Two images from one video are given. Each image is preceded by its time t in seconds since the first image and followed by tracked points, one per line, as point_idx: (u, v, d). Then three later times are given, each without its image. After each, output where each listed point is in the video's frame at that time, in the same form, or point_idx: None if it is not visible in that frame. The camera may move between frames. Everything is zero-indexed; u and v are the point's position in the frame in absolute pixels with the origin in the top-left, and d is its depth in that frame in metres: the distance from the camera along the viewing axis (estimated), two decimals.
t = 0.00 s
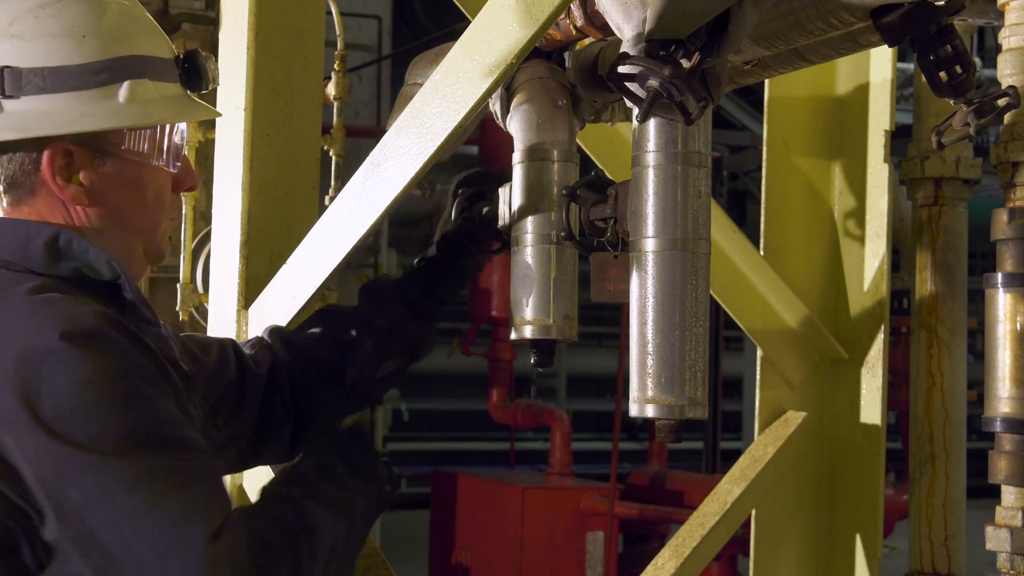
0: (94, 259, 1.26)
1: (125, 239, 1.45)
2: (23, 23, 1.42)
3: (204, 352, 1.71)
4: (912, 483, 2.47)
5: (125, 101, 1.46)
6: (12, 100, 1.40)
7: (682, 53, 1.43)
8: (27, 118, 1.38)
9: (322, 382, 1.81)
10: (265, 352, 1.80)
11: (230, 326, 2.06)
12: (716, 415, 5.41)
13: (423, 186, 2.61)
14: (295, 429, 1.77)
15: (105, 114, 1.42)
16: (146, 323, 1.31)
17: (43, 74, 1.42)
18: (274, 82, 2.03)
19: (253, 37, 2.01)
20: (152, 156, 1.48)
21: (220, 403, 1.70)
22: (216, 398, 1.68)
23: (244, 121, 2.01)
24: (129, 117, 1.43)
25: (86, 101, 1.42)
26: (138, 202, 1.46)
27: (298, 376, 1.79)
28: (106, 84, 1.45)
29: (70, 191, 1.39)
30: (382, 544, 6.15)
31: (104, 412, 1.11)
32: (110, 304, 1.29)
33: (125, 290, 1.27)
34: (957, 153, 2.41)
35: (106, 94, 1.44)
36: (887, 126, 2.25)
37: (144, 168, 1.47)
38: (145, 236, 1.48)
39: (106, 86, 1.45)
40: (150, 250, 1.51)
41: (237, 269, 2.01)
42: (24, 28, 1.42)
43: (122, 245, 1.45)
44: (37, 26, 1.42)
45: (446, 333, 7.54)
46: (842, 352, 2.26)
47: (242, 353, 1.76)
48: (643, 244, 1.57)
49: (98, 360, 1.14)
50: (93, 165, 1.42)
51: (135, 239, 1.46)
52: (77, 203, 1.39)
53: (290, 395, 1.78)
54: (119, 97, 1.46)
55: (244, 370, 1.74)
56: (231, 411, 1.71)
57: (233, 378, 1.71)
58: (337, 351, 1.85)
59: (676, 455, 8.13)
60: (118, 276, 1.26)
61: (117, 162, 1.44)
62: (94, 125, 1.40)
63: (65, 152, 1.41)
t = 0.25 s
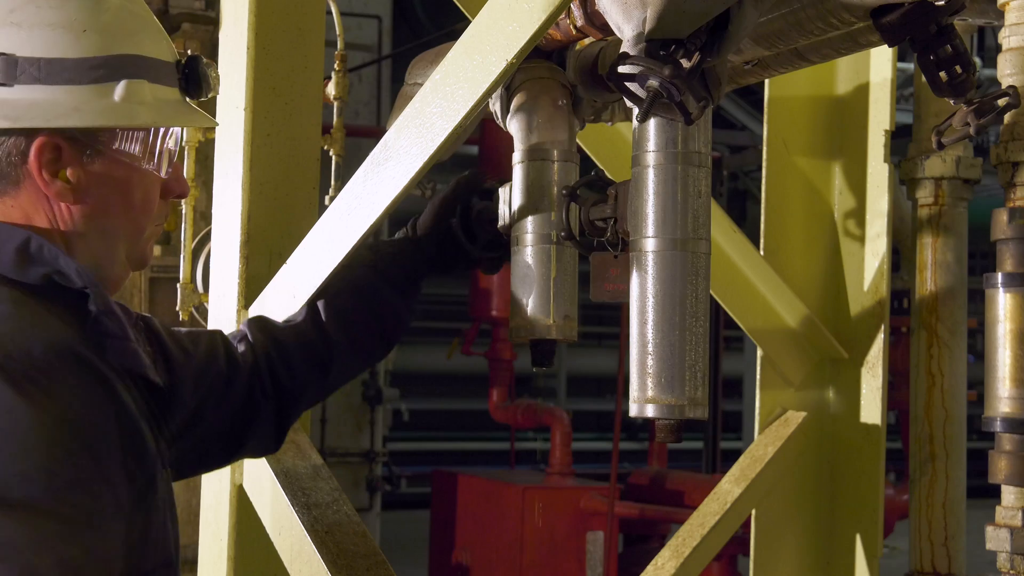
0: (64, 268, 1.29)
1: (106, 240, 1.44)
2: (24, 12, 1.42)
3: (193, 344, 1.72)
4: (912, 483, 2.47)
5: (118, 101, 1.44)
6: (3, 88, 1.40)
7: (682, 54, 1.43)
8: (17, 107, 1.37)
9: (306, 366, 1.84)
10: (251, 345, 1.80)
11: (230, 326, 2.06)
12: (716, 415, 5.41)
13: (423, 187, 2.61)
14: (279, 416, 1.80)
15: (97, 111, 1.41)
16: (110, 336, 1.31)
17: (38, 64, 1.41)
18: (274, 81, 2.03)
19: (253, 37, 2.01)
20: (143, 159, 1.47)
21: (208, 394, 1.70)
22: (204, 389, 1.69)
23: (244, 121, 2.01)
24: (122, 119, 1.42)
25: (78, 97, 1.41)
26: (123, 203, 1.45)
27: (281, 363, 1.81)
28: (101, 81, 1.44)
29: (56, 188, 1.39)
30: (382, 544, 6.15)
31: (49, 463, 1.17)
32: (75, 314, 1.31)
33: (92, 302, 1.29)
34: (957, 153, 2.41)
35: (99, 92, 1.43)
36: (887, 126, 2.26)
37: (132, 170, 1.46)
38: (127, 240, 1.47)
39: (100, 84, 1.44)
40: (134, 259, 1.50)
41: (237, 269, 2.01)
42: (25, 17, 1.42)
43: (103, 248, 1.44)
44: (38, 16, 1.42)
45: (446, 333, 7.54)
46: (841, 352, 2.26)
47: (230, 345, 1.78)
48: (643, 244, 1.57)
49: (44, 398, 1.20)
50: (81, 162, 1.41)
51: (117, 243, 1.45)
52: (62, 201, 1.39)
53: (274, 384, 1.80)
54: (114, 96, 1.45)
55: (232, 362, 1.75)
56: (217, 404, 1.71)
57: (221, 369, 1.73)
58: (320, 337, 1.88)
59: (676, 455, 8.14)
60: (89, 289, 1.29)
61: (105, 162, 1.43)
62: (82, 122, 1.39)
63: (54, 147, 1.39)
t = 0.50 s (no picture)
0: (35, 277, 1.27)
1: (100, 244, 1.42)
2: (26, 10, 1.42)
3: (185, 349, 1.73)
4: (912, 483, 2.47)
5: (117, 106, 1.45)
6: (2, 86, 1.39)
7: (682, 54, 1.43)
8: (16, 107, 1.37)
9: (304, 368, 1.83)
10: (246, 352, 1.80)
11: (229, 326, 2.06)
12: (716, 415, 5.41)
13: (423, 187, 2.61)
14: (272, 423, 1.78)
15: (95, 115, 1.42)
16: (71, 353, 1.29)
17: (38, 64, 1.41)
18: (274, 82, 2.03)
19: (253, 37, 2.01)
20: (138, 165, 1.46)
21: (197, 400, 1.70)
22: (193, 396, 1.69)
23: (244, 121, 2.01)
24: (119, 124, 1.43)
25: (76, 100, 1.41)
26: (114, 209, 1.43)
27: (280, 371, 1.80)
28: (100, 85, 1.44)
29: (49, 189, 1.37)
30: (382, 544, 6.15)
31: None
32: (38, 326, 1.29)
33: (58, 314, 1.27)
34: (956, 153, 2.41)
35: (97, 97, 1.43)
36: (887, 125, 2.26)
37: (127, 176, 1.44)
38: (119, 244, 1.45)
39: (99, 88, 1.44)
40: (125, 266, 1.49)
41: (237, 269, 2.01)
42: (26, 14, 1.42)
43: (92, 255, 1.42)
44: (39, 15, 1.42)
45: (446, 333, 7.54)
46: (841, 352, 2.26)
47: (224, 349, 1.78)
48: (643, 244, 1.57)
49: None
50: (74, 166, 1.40)
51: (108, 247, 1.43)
52: (54, 203, 1.37)
53: (270, 389, 1.79)
54: (113, 101, 1.45)
55: (225, 367, 1.75)
56: (206, 411, 1.72)
57: (212, 375, 1.73)
58: (324, 347, 1.87)
59: (676, 455, 8.14)
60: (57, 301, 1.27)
61: (101, 166, 1.42)
62: (78, 127, 1.39)
63: (48, 148, 1.38)
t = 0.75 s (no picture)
0: None
1: (70, 246, 1.42)
2: (4, 9, 1.42)
3: (186, 345, 1.80)
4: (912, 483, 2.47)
5: (90, 109, 1.45)
6: None
7: (682, 53, 1.43)
8: None
9: (305, 364, 1.88)
10: (247, 344, 1.85)
11: (229, 326, 2.06)
12: (716, 416, 5.41)
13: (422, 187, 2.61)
14: (274, 416, 1.84)
15: (63, 118, 1.42)
16: (18, 348, 1.30)
17: (13, 65, 1.42)
18: (274, 81, 2.03)
19: (253, 37, 2.01)
20: (110, 167, 1.47)
21: (198, 397, 1.78)
22: (193, 394, 1.76)
23: (244, 121, 2.01)
24: (94, 125, 1.44)
25: (50, 102, 1.42)
26: (89, 210, 1.44)
27: (280, 363, 1.86)
28: (76, 87, 1.45)
29: (21, 188, 1.39)
30: (382, 544, 6.15)
31: None
32: None
33: None
34: (957, 153, 2.41)
35: (72, 99, 1.44)
36: (887, 126, 2.26)
37: (98, 177, 1.45)
38: (92, 247, 1.45)
39: (75, 91, 1.44)
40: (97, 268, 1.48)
41: (237, 268, 2.01)
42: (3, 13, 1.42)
43: (65, 253, 1.42)
44: (17, 15, 1.42)
45: (446, 333, 7.54)
46: (841, 352, 2.26)
47: (226, 343, 1.84)
48: (643, 243, 1.57)
49: None
50: (47, 166, 1.42)
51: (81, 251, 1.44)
52: (24, 202, 1.39)
53: (270, 382, 1.85)
54: (87, 102, 1.45)
55: (226, 362, 1.82)
56: (207, 406, 1.79)
57: (213, 370, 1.79)
58: (322, 336, 1.91)
59: (676, 455, 8.14)
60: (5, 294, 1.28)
61: (72, 167, 1.43)
62: (51, 129, 1.40)
63: (22, 147, 1.40)
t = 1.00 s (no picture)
0: None
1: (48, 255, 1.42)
2: None
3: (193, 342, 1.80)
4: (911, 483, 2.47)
5: (68, 121, 1.44)
6: None
7: (682, 53, 1.44)
8: None
9: (309, 364, 1.88)
10: (254, 341, 1.86)
11: (229, 326, 2.06)
12: (716, 416, 5.41)
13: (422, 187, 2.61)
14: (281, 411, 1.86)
15: (42, 130, 1.41)
16: None
17: None
18: (274, 82, 2.03)
19: (253, 37, 2.01)
20: (93, 176, 1.45)
21: (204, 393, 1.79)
22: (199, 390, 1.77)
23: (244, 121, 2.01)
24: (75, 137, 1.43)
25: (29, 114, 1.42)
26: (70, 220, 1.43)
27: (282, 359, 1.86)
28: (56, 97, 1.44)
29: (3, 196, 1.40)
30: (381, 543, 6.15)
31: None
32: None
33: None
34: (957, 153, 2.41)
35: (51, 110, 1.43)
36: (887, 126, 2.26)
37: (80, 188, 1.44)
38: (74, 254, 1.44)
39: (55, 101, 1.44)
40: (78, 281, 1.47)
41: (237, 268, 2.01)
42: None
43: (44, 264, 1.42)
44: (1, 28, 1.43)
45: (446, 333, 7.54)
46: (841, 352, 2.26)
47: (233, 339, 1.84)
48: (643, 243, 1.57)
49: None
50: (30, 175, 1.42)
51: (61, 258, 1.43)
52: (6, 210, 1.40)
53: (274, 377, 1.86)
54: (66, 114, 1.44)
55: (232, 358, 1.82)
56: (214, 402, 1.80)
57: (219, 366, 1.80)
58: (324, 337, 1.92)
59: (676, 455, 8.13)
60: None
61: (53, 176, 1.42)
62: (30, 138, 1.40)
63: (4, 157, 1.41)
